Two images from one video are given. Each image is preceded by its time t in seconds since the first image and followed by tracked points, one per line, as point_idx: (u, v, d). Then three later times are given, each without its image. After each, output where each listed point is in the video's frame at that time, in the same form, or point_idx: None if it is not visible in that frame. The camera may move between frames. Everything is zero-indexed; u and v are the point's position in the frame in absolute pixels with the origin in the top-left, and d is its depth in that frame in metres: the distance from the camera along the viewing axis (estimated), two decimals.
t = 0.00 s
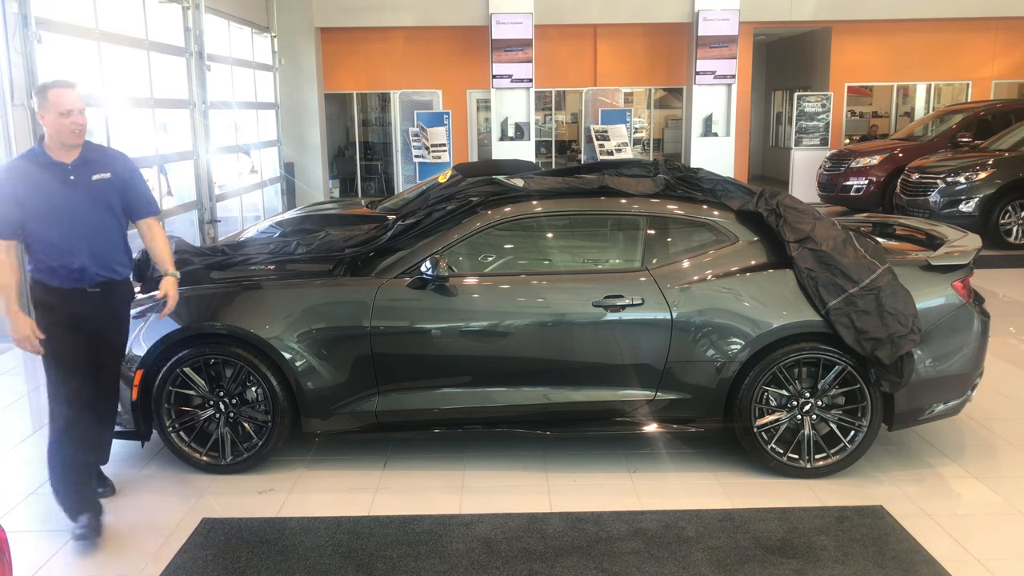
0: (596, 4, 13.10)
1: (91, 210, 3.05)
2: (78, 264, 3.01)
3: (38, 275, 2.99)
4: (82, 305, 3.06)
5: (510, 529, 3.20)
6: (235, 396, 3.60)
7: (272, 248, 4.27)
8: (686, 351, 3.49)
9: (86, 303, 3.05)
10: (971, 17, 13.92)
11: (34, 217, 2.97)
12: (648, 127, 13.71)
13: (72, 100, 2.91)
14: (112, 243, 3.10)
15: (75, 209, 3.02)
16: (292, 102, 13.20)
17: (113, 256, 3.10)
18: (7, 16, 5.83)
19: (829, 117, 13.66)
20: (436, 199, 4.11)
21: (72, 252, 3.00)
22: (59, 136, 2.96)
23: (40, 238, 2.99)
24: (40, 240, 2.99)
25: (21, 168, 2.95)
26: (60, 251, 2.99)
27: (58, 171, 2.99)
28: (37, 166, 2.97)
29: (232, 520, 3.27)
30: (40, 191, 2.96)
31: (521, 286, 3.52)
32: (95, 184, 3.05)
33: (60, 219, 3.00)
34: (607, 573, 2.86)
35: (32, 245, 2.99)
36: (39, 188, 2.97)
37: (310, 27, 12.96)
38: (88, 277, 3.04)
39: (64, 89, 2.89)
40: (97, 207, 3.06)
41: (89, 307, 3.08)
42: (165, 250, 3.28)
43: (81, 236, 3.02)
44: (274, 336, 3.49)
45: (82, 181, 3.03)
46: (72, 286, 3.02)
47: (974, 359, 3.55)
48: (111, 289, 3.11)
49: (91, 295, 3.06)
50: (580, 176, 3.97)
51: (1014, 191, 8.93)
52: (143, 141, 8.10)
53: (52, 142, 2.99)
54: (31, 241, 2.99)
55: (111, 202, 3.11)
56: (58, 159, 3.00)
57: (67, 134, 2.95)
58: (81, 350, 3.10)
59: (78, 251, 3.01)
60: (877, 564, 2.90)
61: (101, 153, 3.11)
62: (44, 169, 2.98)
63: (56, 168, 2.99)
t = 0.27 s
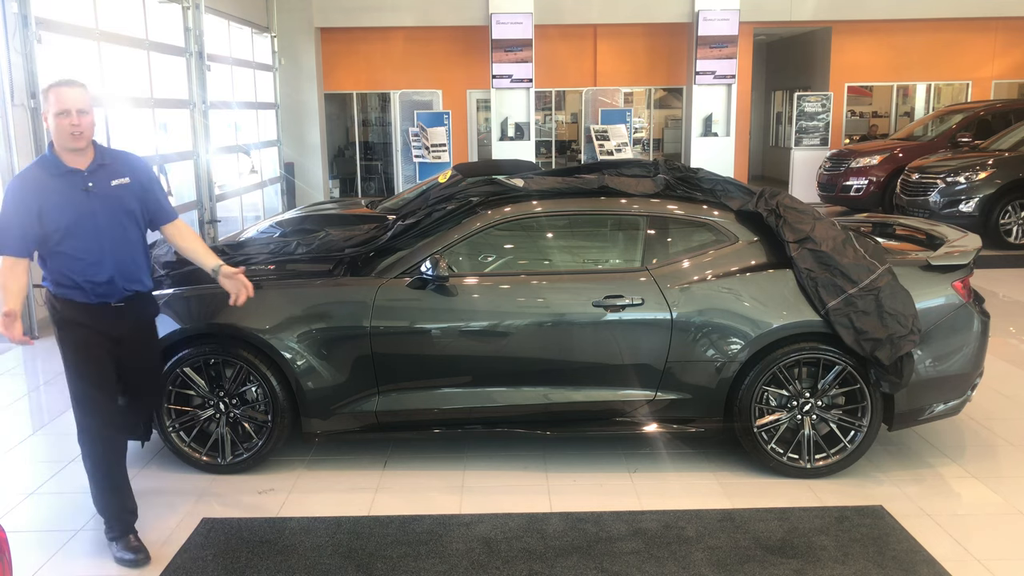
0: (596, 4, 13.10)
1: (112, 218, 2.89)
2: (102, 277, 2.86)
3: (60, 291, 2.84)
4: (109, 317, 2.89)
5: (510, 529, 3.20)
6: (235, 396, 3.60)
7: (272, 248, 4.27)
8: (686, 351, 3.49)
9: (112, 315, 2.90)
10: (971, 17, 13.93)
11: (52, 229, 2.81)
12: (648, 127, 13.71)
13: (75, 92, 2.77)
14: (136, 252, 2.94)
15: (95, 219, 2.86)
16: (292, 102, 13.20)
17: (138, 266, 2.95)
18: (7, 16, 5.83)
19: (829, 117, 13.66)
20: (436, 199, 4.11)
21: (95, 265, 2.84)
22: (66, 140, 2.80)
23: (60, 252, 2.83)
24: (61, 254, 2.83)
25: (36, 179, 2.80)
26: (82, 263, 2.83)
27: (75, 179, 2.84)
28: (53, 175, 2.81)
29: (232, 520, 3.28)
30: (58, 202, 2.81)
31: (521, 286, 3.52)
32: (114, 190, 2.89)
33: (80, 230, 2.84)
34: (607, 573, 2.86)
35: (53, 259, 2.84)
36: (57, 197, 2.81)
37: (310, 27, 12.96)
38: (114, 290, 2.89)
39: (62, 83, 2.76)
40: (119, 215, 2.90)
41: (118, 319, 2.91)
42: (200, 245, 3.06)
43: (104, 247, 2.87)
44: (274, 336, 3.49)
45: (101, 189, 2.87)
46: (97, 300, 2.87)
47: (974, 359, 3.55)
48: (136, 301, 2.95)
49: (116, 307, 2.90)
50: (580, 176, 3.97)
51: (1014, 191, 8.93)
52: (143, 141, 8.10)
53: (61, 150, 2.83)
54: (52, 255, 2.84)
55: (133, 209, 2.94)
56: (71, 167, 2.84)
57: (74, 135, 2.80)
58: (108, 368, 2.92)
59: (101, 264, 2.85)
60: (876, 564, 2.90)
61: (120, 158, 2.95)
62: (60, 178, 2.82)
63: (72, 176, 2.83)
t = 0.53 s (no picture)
0: (596, 4, 13.10)
1: (138, 211, 2.75)
2: (124, 271, 2.72)
3: (79, 287, 2.70)
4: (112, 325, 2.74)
5: (510, 529, 3.20)
6: (235, 396, 3.60)
7: (272, 248, 4.27)
8: (686, 351, 3.49)
9: (130, 317, 2.76)
10: (971, 17, 13.93)
11: (74, 219, 2.66)
12: (648, 127, 13.71)
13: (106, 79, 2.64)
14: (160, 249, 2.81)
15: (119, 211, 2.71)
16: (292, 102, 13.20)
17: (162, 263, 2.82)
18: (7, 16, 5.84)
19: (829, 117, 13.67)
20: (437, 199, 4.10)
21: (118, 261, 2.71)
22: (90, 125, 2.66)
23: (80, 244, 2.68)
24: (82, 246, 2.68)
25: (58, 166, 2.64)
26: (104, 258, 2.70)
27: (99, 169, 2.69)
28: (76, 163, 2.66)
29: (233, 520, 3.27)
30: (81, 192, 2.65)
31: (521, 286, 3.52)
32: (139, 182, 2.76)
33: (103, 223, 2.69)
34: (607, 573, 2.86)
35: (72, 251, 2.69)
36: (80, 186, 2.66)
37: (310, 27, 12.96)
38: (136, 287, 2.75)
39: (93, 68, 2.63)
40: (144, 209, 2.77)
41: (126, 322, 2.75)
42: (216, 256, 2.96)
43: (127, 242, 2.72)
44: (274, 336, 3.49)
45: (127, 181, 2.73)
46: (117, 299, 2.74)
47: (973, 360, 3.55)
48: (158, 299, 2.81)
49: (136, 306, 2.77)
50: (580, 176, 3.97)
51: (1014, 191, 8.93)
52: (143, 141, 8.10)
53: (83, 137, 2.69)
54: (72, 247, 2.69)
55: (158, 203, 2.81)
56: (95, 156, 2.69)
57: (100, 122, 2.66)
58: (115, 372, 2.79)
59: (124, 259, 2.71)
60: (877, 564, 2.90)
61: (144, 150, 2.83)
62: (84, 167, 2.67)
63: (96, 165, 2.69)
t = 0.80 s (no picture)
0: (596, 4, 13.10)
1: (178, 231, 2.50)
2: (161, 296, 2.48)
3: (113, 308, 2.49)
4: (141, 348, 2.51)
5: (510, 529, 3.20)
6: (235, 396, 3.60)
7: (272, 249, 4.27)
8: (686, 351, 3.49)
9: (165, 345, 2.53)
10: (971, 17, 13.93)
11: (110, 238, 2.42)
12: (648, 127, 13.71)
13: (151, 88, 2.44)
14: (201, 274, 2.56)
15: (158, 231, 2.46)
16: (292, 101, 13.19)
17: (202, 288, 2.55)
18: (7, 16, 5.84)
19: (829, 117, 13.67)
20: (437, 199, 4.10)
21: (153, 284, 2.47)
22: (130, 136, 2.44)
23: (113, 264, 2.45)
24: (117, 267, 2.45)
25: (98, 179, 2.42)
26: (140, 280, 2.46)
27: (140, 184, 2.46)
28: (118, 176, 2.44)
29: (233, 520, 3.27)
30: (119, 208, 2.42)
31: (521, 286, 3.52)
32: (183, 201, 2.51)
33: (141, 243, 2.44)
34: (607, 573, 2.86)
35: (107, 271, 2.46)
36: (118, 203, 2.42)
37: (310, 27, 12.96)
38: (171, 313, 2.51)
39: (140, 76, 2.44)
40: (187, 230, 2.51)
41: (156, 348, 2.52)
42: (254, 284, 2.72)
43: (165, 265, 2.48)
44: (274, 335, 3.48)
45: (170, 200, 2.49)
46: (153, 324, 2.51)
47: (973, 360, 3.55)
48: (196, 327, 2.56)
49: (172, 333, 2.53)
50: (580, 176, 3.97)
51: (1014, 191, 8.93)
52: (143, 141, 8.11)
53: (125, 150, 2.47)
54: (108, 266, 2.46)
55: (202, 225, 2.56)
56: (137, 170, 2.47)
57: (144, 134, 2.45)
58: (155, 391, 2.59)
59: (160, 283, 2.47)
60: (877, 564, 2.90)
61: (191, 168, 2.59)
62: (125, 182, 2.44)
63: (138, 181, 2.46)
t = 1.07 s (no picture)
0: (596, 4, 13.10)
1: (216, 228, 2.30)
2: (199, 299, 2.30)
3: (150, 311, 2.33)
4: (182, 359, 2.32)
5: (510, 529, 3.20)
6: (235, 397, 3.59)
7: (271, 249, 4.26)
8: (686, 351, 3.49)
9: (205, 353, 2.35)
10: (971, 17, 13.93)
11: (146, 237, 2.26)
12: (648, 127, 13.71)
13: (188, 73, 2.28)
14: (243, 273, 2.36)
15: (194, 229, 2.28)
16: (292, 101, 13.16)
17: (243, 289, 2.36)
18: (7, 16, 5.85)
19: (829, 117, 13.67)
20: (437, 199, 4.10)
21: (189, 286, 2.29)
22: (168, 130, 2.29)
23: (148, 265, 2.29)
24: (152, 268, 2.29)
25: (133, 174, 2.26)
26: (176, 282, 2.29)
27: (178, 178, 2.28)
28: (154, 170, 2.28)
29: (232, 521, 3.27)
30: (153, 204, 2.25)
31: (521, 286, 3.52)
32: (223, 195, 2.31)
33: (178, 242, 2.27)
34: (607, 573, 2.86)
35: (144, 272, 2.30)
36: (154, 198, 2.26)
37: (310, 27, 12.96)
38: (209, 317, 2.32)
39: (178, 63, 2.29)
40: (226, 226, 2.31)
41: (192, 357, 2.34)
42: (324, 279, 2.47)
43: (203, 265, 2.29)
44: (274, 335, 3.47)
45: (207, 193, 2.30)
46: (193, 329, 2.33)
47: (973, 360, 3.55)
48: (240, 331, 2.38)
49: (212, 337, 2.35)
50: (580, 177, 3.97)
51: (1014, 191, 8.93)
52: (143, 141, 8.11)
53: (166, 142, 2.32)
54: (146, 267, 2.30)
55: (245, 220, 2.35)
56: (175, 163, 2.30)
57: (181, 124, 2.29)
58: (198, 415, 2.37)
59: (197, 284, 2.29)
60: (877, 564, 2.90)
61: (234, 157, 2.38)
62: (160, 175, 2.27)
63: (174, 175, 2.28)
